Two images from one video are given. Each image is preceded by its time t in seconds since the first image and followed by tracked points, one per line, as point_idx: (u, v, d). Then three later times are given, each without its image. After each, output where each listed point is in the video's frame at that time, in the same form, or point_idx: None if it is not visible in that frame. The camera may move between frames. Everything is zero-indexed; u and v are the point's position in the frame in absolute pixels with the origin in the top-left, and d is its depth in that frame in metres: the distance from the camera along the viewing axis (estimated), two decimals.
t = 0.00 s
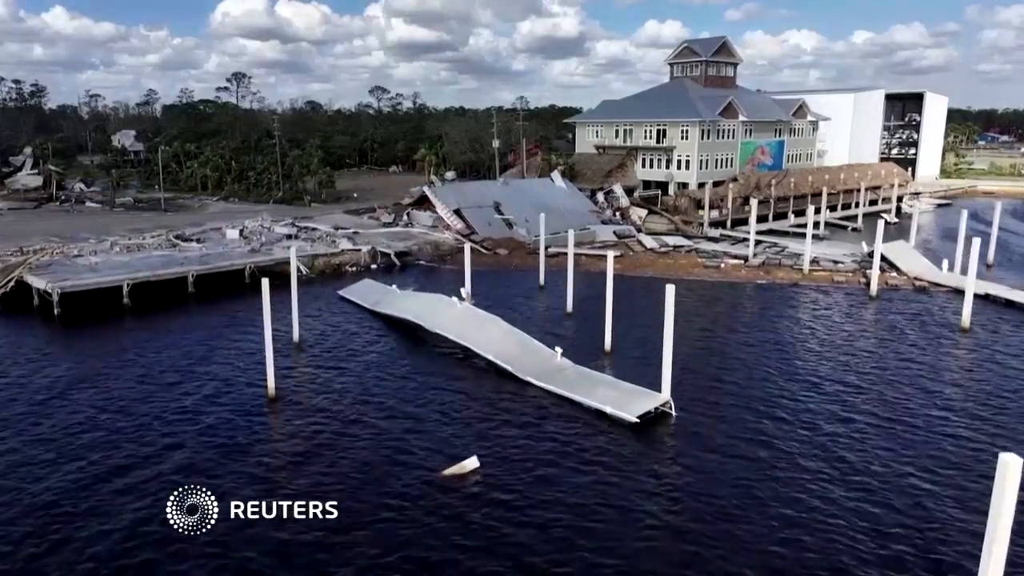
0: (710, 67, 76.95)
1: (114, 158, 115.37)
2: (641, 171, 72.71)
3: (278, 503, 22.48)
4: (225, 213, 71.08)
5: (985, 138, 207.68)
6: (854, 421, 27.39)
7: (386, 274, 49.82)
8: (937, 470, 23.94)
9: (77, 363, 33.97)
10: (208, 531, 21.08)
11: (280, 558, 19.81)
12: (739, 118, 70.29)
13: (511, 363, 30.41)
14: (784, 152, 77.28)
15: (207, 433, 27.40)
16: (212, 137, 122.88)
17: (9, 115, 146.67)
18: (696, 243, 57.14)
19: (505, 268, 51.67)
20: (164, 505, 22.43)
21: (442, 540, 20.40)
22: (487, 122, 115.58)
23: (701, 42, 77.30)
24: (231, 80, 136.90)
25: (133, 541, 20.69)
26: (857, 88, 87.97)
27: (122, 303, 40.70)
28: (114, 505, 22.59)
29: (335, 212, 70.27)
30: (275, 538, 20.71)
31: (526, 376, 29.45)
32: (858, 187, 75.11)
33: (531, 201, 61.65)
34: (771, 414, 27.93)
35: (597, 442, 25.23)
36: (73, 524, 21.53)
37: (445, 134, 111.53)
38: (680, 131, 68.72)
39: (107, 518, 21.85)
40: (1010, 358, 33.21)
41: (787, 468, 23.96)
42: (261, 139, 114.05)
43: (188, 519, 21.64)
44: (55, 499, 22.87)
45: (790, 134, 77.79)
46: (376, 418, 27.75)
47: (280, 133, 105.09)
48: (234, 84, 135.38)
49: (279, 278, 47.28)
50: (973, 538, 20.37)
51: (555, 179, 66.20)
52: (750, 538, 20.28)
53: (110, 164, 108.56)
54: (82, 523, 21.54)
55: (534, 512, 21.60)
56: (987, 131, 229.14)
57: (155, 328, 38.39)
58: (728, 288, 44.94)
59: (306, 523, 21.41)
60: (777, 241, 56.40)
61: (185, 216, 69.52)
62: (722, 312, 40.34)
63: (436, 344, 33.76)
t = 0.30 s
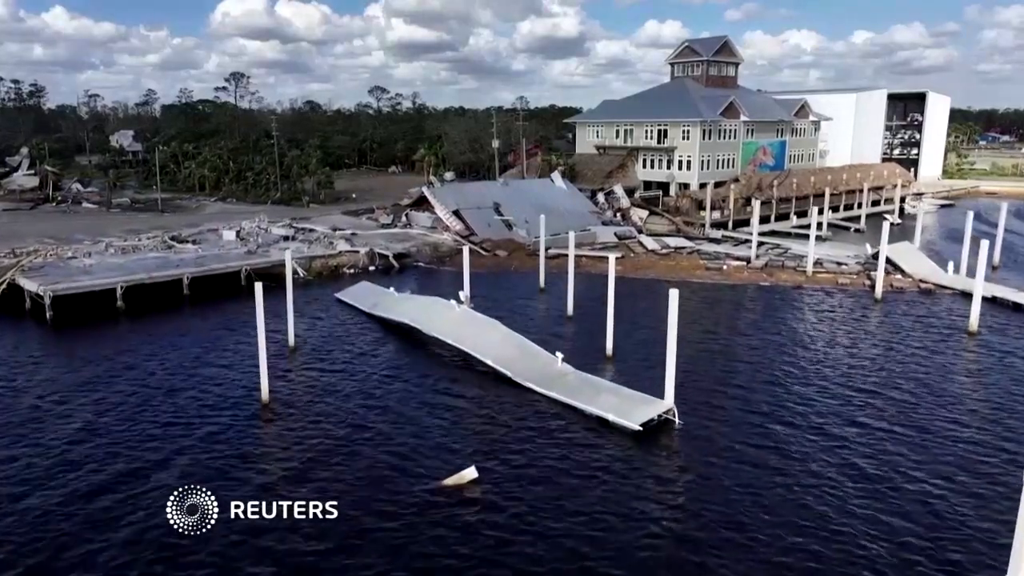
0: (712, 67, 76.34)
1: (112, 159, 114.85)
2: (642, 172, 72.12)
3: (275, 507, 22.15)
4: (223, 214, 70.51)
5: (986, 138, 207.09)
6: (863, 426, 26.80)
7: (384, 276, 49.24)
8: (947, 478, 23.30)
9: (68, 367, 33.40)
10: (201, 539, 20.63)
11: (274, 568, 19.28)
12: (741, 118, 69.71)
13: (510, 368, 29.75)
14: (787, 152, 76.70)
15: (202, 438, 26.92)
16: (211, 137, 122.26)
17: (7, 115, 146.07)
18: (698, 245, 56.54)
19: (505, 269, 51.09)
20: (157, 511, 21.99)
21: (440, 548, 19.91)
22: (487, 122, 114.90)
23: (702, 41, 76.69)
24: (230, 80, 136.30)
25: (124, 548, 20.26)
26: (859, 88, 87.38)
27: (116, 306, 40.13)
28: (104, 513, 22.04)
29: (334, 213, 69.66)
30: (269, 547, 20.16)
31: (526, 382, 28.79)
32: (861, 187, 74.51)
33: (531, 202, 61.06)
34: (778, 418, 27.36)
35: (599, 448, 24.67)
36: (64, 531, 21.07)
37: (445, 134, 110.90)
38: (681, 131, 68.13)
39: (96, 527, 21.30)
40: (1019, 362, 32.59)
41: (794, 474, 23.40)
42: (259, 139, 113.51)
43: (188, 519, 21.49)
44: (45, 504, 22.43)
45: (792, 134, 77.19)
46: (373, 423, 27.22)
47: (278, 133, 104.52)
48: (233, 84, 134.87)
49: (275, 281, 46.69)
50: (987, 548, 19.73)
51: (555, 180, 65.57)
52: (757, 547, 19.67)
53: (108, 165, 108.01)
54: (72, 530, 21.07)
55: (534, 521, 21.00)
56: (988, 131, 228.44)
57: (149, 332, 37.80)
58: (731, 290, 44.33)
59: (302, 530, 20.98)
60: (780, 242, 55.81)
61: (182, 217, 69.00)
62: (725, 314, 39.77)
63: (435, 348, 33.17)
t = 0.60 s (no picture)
0: (713, 67, 75.68)
1: (110, 159, 114.09)
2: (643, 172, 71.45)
3: (273, 511, 21.79)
4: (220, 215, 69.80)
5: (987, 138, 206.56)
6: (873, 432, 26.10)
7: (382, 278, 48.56)
8: (961, 487, 22.56)
9: (58, 372, 32.68)
10: (192, 548, 20.05)
11: None
12: (743, 118, 69.03)
13: (510, 375, 28.98)
14: (788, 152, 76.06)
15: (194, 443, 26.33)
16: (209, 137, 121.49)
17: (5, 114, 145.26)
18: (700, 246, 55.88)
19: (505, 271, 50.39)
20: (144, 522, 21.27)
21: (436, 559, 19.25)
22: (486, 122, 114.26)
23: (703, 41, 76.00)
24: (228, 80, 135.55)
25: (109, 561, 19.55)
26: (861, 88, 86.75)
27: (109, 309, 39.45)
28: (89, 524, 21.31)
29: (332, 214, 68.94)
30: (258, 561, 19.40)
31: (526, 389, 28.01)
32: (864, 188, 73.86)
33: (530, 203, 60.38)
34: (785, 424, 26.68)
35: (601, 455, 24.00)
36: (51, 539, 20.50)
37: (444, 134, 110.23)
38: (683, 132, 67.48)
39: (80, 539, 20.54)
40: None
41: (802, 481, 22.77)
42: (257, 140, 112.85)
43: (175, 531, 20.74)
44: (30, 513, 21.76)
45: (794, 134, 76.53)
46: (369, 430, 26.57)
47: (276, 133, 103.84)
48: (231, 84, 134.24)
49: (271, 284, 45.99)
50: (1005, 561, 19.01)
51: (555, 180, 64.86)
52: (766, 560, 18.93)
53: (105, 165, 107.27)
54: (60, 539, 20.51)
55: (534, 533, 20.27)
56: (989, 130, 227.82)
57: (141, 336, 37.11)
58: (734, 293, 43.61)
59: (296, 537, 20.45)
60: (783, 244, 55.16)
61: (178, 218, 68.33)
62: (729, 318, 39.11)
63: (433, 354, 32.43)
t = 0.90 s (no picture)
0: (715, 66, 74.92)
1: (107, 159, 113.39)
2: (644, 173, 70.70)
3: (266, 521, 21.17)
4: (216, 217, 68.98)
5: (988, 138, 206.00)
6: (885, 441, 25.31)
7: (379, 281, 47.82)
8: (976, 498, 21.75)
9: (46, 378, 31.89)
10: (179, 561, 19.32)
11: None
12: (745, 119, 68.27)
13: (509, 383, 28.15)
14: (791, 152, 75.33)
15: (184, 452, 25.57)
16: (207, 137, 120.72)
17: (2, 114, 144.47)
18: (702, 248, 55.15)
19: (504, 274, 49.63)
20: (128, 537, 20.48)
21: None
22: (486, 123, 113.52)
23: (705, 40, 75.22)
24: (226, 79, 134.77)
25: None
26: (864, 88, 86.01)
27: (100, 313, 38.70)
28: (71, 538, 20.48)
29: (330, 215, 68.24)
30: None
31: (526, 398, 27.18)
32: (868, 188, 73.12)
33: (530, 204, 59.61)
34: (794, 432, 25.90)
35: (604, 465, 23.21)
36: (34, 553, 19.75)
37: (444, 134, 109.51)
38: (684, 132, 66.74)
39: (61, 555, 19.74)
40: None
41: (811, 492, 21.99)
42: (255, 140, 112.10)
43: (160, 547, 19.92)
44: (10, 527, 20.95)
45: (797, 134, 75.75)
46: (364, 438, 25.82)
47: (274, 133, 103.10)
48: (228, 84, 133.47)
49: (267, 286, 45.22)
50: None
51: (556, 181, 64.06)
52: None
53: (102, 165, 106.53)
54: (43, 553, 19.75)
55: (532, 548, 19.44)
56: (990, 130, 227.27)
57: (134, 341, 36.35)
58: (738, 297, 42.86)
59: (289, 551, 19.71)
60: (786, 246, 54.43)
61: (174, 219, 67.60)
62: (733, 322, 38.35)
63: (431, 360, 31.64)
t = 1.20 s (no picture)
0: (717, 66, 74.07)
1: (104, 160, 112.62)
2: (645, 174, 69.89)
3: (255, 536, 20.30)
4: (212, 218, 68.17)
5: (990, 138, 205.45)
6: (899, 451, 24.44)
7: (377, 284, 47.01)
8: (996, 511, 20.89)
9: (34, 384, 31.03)
10: None
11: None
12: (748, 119, 67.43)
13: (509, 391, 27.22)
14: (794, 153, 74.55)
15: (173, 462, 24.68)
16: (204, 137, 119.89)
17: None
18: (705, 250, 54.39)
19: (504, 276, 48.85)
20: (112, 554, 19.60)
21: None
22: (485, 123, 112.72)
23: (707, 39, 74.39)
24: (224, 79, 133.95)
25: None
26: (867, 88, 85.21)
27: (91, 318, 37.83)
28: (51, 555, 19.59)
29: (327, 217, 67.53)
30: None
31: (526, 407, 26.25)
32: (872, 189, 72.33)
33: (530, 206, 58.78)
34: (804, 442, 25.02)
35: (607, 477, 22.34)
36: (13, 570, 18.88)
37: (443, 135, 108.82)
38: (686, 132, 65.92)
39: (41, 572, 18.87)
40: None
41: (824, 505, 21.12)
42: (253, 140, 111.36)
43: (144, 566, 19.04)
44: None
45: (799, 134, 74.94)
46: (359, 449, 24.98)
47: (272, 133, 102.31)
48: (226, 84, 132.69)
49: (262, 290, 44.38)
50: None
51: (557, 182, 63.25)
52: None
53: (99, 166, 105.72)
54: (22, 571, 18.88)
55: (533, 564, 18.57)
56: (991, 130, 226.75)
57: (124, 346, 35.49)
58: (742, 300, 42.03)
59: (279, 569, 18.81)
60: (790, 247, 53.65)
61: (171, 221, 66.90)
62: (738, 326, 37.53)
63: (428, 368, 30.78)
